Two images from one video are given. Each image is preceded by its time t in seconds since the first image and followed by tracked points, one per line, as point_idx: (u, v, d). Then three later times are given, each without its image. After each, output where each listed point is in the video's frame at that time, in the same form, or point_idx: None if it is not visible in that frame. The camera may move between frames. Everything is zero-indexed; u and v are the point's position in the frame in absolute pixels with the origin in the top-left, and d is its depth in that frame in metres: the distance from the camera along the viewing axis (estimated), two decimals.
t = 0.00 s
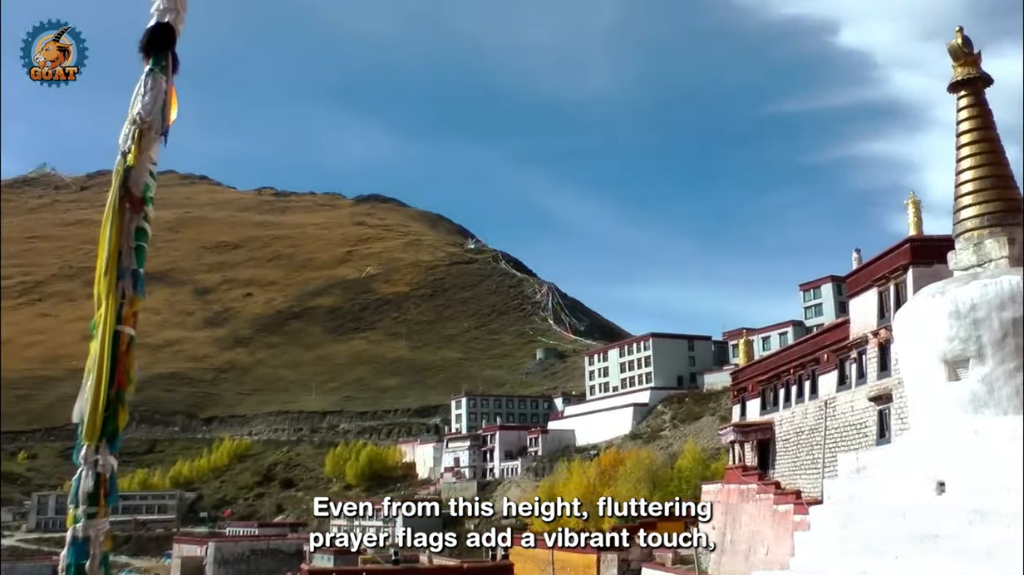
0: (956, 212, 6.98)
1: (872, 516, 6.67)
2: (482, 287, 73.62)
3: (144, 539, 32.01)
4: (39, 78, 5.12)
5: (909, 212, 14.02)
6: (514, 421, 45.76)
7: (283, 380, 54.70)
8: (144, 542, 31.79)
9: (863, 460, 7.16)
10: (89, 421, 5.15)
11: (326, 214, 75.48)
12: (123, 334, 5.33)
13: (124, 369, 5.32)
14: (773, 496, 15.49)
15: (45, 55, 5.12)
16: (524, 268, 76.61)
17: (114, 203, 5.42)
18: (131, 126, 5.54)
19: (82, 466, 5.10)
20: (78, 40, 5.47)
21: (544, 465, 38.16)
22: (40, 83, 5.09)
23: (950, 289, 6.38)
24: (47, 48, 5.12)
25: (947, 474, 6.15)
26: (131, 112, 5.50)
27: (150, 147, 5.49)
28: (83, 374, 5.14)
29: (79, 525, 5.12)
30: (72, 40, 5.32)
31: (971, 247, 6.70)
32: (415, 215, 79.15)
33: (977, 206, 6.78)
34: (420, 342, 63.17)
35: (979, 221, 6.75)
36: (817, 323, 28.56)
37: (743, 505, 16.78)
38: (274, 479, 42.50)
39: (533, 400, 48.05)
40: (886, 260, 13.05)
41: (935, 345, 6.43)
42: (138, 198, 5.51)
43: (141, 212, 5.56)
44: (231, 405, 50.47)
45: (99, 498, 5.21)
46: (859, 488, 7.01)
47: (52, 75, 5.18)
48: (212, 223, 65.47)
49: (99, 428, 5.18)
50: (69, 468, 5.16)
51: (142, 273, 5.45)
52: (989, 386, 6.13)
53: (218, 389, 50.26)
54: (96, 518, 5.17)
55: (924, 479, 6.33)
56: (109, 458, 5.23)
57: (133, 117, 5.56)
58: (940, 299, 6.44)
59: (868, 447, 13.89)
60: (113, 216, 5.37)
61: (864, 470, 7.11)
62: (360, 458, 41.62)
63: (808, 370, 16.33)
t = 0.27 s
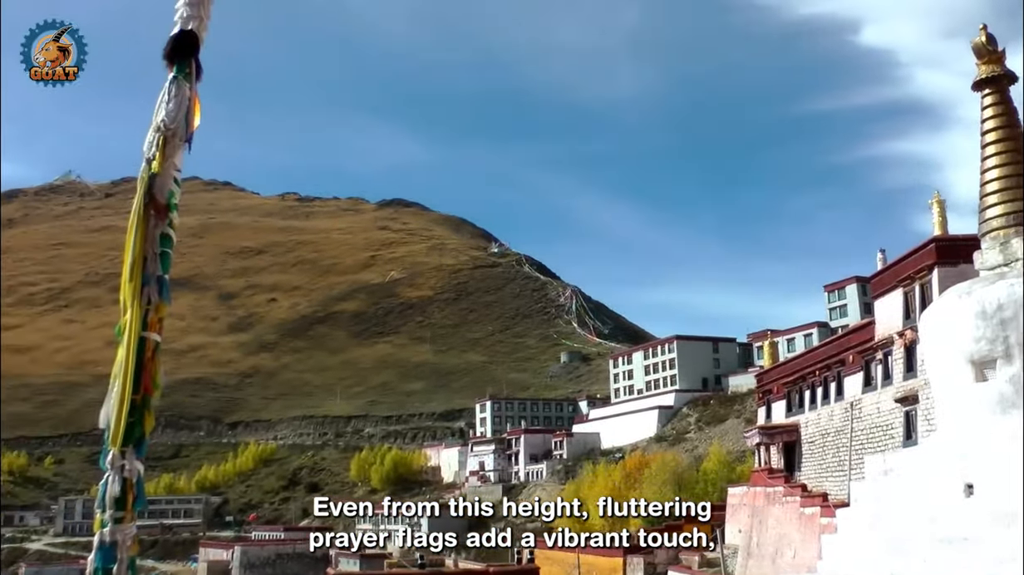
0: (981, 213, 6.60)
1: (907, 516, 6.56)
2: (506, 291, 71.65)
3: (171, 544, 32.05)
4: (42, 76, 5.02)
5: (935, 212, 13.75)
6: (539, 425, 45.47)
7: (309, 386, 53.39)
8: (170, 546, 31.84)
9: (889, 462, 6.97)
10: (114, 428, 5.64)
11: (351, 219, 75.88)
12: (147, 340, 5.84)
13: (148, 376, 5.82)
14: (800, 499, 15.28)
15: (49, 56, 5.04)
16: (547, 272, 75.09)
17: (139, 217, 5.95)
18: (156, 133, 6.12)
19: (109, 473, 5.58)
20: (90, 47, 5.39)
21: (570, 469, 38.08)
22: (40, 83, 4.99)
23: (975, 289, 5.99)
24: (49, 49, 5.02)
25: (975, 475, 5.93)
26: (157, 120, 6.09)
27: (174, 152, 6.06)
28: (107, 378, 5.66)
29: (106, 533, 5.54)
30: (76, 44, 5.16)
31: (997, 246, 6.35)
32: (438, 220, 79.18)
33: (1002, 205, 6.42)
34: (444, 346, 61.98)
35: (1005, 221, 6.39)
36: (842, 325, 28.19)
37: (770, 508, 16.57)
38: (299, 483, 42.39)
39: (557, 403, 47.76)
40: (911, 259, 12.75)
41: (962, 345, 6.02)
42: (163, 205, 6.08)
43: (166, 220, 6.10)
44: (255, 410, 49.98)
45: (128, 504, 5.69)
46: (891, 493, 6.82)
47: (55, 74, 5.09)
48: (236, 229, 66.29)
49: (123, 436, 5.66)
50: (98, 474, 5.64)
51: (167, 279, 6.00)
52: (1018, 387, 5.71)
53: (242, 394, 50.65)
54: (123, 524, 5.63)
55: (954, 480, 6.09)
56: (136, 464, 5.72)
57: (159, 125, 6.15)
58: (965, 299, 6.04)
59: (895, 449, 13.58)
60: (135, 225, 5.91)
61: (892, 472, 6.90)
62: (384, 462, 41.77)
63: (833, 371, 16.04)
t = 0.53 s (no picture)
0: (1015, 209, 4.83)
1: (939, 519, 6.22)
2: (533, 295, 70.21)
3: (201, 550, 32.11)
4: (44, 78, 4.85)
5: (963, 211, 13.43)
6: (568, 429, 45.17)
7: (338, 392, 54.61)
8: (200, 552, 31.94)
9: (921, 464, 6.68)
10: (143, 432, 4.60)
11: (378, 226, 76.10)
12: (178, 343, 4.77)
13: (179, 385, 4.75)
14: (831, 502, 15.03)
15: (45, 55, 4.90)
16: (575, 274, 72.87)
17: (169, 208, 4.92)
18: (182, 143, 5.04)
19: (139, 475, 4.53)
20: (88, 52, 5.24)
21: (600, 473, 37.84)
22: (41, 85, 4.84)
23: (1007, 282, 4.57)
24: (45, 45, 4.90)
25: (1008, 479, 5.18)
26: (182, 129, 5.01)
27: (203, 162, 4.95)
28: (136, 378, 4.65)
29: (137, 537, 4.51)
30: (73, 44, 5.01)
31: None
32: (465, 225, 79.16)
33: None
34: (473, 351, 61.05)
35: None
36: (871, 327, 27.77)
37: (800, 512, 16.34)
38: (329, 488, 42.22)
39: (586, 408, 47.37)
40: (940, 260, 12.41)
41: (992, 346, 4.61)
42: (192, 214, 4.95)
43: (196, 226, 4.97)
44: (286, 416, 50.37)
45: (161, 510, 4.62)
46: (921, 495, 6.52)
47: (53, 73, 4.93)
48: (264, 237, 66.85)
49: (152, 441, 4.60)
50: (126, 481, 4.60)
51: (198, 287, 4.89)
52: None
53: (271, 400, 52.04)
54: (155, 529, 4.60)
55: (986, 483, 5.44)
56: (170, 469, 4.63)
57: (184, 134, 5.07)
58: (996, 298, 4.63)
59: (926, 451, 13.28)
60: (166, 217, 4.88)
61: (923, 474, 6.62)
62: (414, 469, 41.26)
63: (863, 373, 15.72)
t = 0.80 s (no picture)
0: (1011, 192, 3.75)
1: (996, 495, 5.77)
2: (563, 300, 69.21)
3: (234, 556, 32.18)
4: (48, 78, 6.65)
5: (992, 212, 13.10)
6: (598, 434, 45.00)
7: (369, 398, 54.90)
8: (232, 558, 31.97)
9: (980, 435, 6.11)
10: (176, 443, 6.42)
11: (407, 232, 76.41)
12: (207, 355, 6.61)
13: (209, 392, 6.62)
14: (863, 507, 14.75)
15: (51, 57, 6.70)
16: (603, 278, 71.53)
17: (199, 234, 6.77)
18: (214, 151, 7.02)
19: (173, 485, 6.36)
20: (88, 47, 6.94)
21: (629, 478, 37.51)
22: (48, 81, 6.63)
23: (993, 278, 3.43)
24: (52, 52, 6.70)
25: None
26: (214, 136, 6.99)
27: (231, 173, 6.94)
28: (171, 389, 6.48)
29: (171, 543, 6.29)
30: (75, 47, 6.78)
31: None
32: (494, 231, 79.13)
33: None
34: (504, 356, 60.51)
35: None
36: (903, 329, 27.25)
37: (833, 518, 16.20)
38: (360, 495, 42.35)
39: (616, 413, 46.92)
40: (973, 260, 12.06)
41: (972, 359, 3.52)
42: (221, 222, 6.92)
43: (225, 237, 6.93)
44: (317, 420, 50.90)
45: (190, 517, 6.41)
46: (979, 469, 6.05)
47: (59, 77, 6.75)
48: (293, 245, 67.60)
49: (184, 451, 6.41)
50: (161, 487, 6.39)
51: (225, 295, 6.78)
52: None
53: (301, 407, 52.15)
54: (186, 536, 6.36)
55: None
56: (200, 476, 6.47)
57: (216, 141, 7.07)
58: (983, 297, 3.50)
59: (959, 456, 12.95)
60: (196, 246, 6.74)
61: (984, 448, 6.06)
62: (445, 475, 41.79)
63: (894, 377, 15.38)
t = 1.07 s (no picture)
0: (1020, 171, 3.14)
1: None
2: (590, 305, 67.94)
3: (264, 562, 32.50)
4: (44, 75, 6.92)
5: None
6: (626, 439, 44.80)
7: (397, 405, 54.72)
8: (263, 563, 32.28)
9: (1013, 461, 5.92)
10: (208, 447, 6.46)
11: (435, 238, 76.55)
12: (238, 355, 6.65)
13: (238, 398, 6.65)
14: (895, 512, 14.57)
15: (45, 44, 6.97)
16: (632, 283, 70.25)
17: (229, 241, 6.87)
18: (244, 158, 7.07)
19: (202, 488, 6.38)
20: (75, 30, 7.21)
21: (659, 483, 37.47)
22: (47, 77, 6.94)
23: None
24: (44, 39, 6.95)
25: None
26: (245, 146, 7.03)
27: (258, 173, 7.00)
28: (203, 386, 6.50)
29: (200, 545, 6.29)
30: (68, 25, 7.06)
31: None
32: (523, 236, 78.94)
33: None
34: (532, 362, 59.48)
35: None
36: (933, 334, 26.90)
37: (863, 523, 15.90)
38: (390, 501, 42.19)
39: (645, 418, 46.69)
40: (1002, 263, 11.80)
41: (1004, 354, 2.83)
42: (249, 226, 6.98)
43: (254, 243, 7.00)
44: (344, 429, 50.75)
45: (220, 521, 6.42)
46: None
47: (57, 71, 7.01)
48: (321, 253, 68.37)
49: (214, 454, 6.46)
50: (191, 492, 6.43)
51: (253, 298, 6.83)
52: None
53: (331, 413, 52.33)
54: (217, 540, 6.39)
55: None
56: (228, 482, 6.48)
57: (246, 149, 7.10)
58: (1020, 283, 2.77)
59: (990, 461, 12.66)
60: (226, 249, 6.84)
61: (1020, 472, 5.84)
62: (474, 480, 41.76)
63: (925, 381, 15.11)
